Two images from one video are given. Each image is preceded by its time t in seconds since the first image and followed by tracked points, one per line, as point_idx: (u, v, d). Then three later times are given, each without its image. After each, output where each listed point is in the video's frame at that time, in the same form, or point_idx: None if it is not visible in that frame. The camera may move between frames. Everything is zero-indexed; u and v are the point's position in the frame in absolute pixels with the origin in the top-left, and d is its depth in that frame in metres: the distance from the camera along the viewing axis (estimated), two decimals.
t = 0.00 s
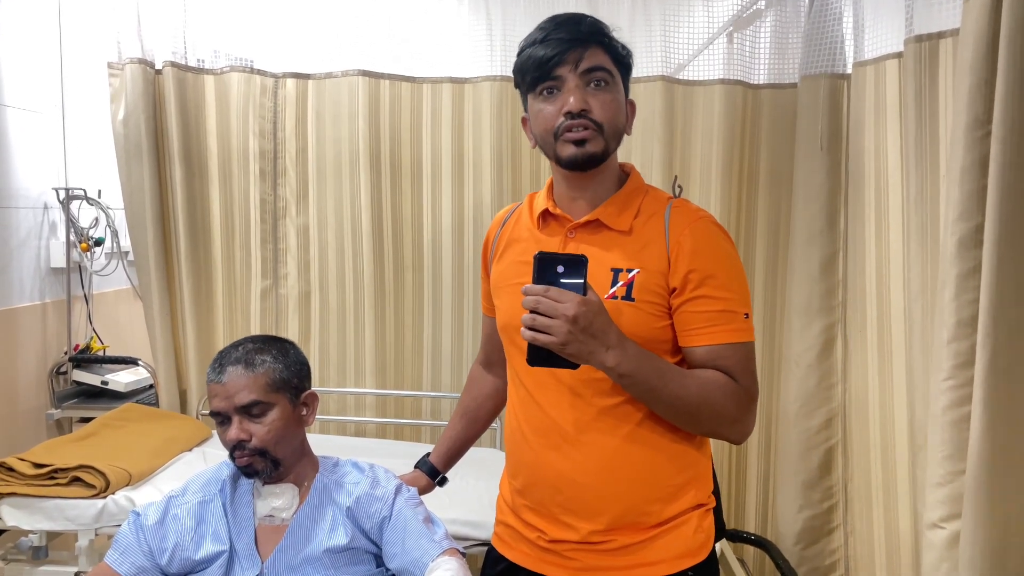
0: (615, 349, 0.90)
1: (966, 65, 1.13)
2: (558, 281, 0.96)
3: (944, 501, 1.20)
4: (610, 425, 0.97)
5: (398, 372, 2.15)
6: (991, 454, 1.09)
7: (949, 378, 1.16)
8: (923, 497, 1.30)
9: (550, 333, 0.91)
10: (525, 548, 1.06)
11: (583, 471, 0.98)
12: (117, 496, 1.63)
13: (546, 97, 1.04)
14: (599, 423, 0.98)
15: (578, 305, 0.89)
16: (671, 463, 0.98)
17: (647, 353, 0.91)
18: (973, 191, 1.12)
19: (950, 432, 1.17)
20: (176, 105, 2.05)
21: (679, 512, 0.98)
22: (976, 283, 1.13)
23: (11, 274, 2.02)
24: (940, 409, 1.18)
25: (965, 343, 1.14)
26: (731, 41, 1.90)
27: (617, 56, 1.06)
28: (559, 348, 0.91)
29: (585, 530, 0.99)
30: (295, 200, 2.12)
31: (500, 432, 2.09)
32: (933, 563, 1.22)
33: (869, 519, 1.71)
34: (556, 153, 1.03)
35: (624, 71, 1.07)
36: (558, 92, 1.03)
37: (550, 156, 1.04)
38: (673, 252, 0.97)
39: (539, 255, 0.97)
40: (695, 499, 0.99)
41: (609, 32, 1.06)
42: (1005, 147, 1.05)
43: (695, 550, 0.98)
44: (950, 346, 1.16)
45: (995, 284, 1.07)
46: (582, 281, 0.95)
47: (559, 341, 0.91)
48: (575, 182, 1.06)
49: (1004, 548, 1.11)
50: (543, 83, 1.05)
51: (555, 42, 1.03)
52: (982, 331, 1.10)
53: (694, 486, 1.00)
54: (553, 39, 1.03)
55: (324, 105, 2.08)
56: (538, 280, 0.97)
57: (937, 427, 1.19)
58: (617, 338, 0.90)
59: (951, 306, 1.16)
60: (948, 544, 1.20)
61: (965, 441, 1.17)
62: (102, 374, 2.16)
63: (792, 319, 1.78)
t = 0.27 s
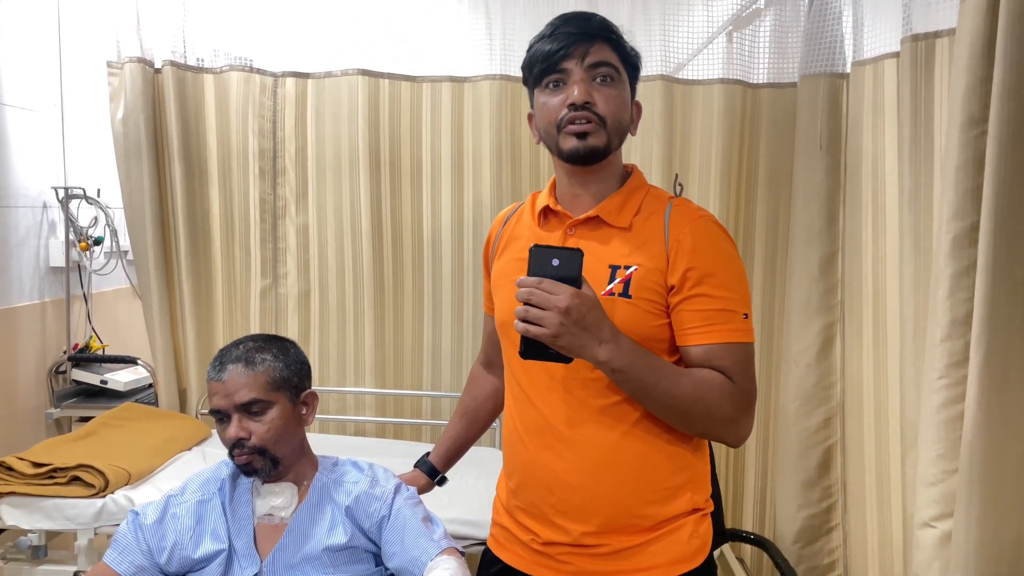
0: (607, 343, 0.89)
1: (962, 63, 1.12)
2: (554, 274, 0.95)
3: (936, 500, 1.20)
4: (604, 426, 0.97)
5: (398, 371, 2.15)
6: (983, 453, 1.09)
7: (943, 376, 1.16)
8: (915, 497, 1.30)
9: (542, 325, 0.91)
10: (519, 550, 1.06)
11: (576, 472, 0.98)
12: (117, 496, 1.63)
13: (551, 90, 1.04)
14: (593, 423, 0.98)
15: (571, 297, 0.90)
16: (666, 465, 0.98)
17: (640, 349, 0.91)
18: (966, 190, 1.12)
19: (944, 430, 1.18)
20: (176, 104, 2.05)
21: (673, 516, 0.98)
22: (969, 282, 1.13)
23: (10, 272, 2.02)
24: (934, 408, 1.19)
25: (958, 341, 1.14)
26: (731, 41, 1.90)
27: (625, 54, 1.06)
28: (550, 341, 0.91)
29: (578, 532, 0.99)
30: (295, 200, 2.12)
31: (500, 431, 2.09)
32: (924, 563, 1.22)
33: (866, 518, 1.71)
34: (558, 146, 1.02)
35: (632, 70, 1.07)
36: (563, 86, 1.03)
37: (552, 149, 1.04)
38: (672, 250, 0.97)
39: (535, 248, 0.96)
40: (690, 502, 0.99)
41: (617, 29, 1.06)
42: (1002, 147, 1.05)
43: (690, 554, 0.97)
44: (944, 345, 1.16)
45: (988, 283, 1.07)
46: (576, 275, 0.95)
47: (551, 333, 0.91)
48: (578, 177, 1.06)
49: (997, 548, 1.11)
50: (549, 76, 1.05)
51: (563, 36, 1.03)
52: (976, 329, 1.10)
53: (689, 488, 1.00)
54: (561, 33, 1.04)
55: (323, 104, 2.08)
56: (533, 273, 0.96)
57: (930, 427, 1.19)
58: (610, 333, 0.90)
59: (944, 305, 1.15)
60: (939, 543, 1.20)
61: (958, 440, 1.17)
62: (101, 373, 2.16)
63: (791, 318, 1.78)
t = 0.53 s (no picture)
0: (604, 341, 0.89)
1: (960, 62, 1.12)
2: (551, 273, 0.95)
3: (928, 500, 1.21)
4: (603, 425, 0.97)
5: (398, 370, 2.15)
6: (978, 454, 1.09)
7: (937, 376, 1.17)
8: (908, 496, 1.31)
9: (539, 323, 0.91)
10: (517, 549, 1.06)
11: (575, 472, 0.98)
12: (116, 495, 1.63)
13: (552, 87, 1.04)
14: (592, 422, 0.98)
15: (567, 295, 0.89)
16: (665, 465, 0.97)
17: (637, 348, 0.91)
18: (962, 190, 1.12)
19: (937, 430, 1.18)
20: (175, 103, 2.05)
21: (672, 516, 0.98)
22: (964, 281, 1.13)
23: (9, 272, 2.01)
24: (928, 407, 1.19)
25: (952, 340, 1.15)
26: (731, 40, 1.90)
27: (626, 52, 1.06)
28: (547, 339, 0.91)
29: (576, 532, 0.99)
30: (294, 199, 2.12)
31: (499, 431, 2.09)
32: (917, 562, 1.24)
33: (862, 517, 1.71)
34: (558, 143, 1.02)
35: (633, 67, 1.07)
36: (563, 83, 1.03)
37: (552, 146, 1.04)
38: (671, 247, 0.97)
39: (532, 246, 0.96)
40: (689, 502, 0.99)
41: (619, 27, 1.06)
42: (999, 146, 1.05)
43: (688, 554, 0.97)
44: (938, 344, 1.16)
45: (985, 283, 1.07)
46: (573, 273, 0.94)
47: (547, 331, 0.90)
48: (578, 173, 1.06)
49: (991, 547, 1.11)
50: (550, 73, 1.05)
51: (563, 32, 1.03)
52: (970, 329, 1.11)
53: (688, 488, 1.00)
54: (562, 30, 1.04)
55: (322, 103, 2.08)
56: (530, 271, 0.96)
57: (923, 427, 1.20)
58: (606, 331, 0.90)
59: (939, 305, 1.16)
60: (932, 542, 1.22)
61: (951, 440, 1.18)
62: (100, 372, 2.16)
63: (790, 317, 1.79)
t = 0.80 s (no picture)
0: (608, 347, 0.89)
1: (957, 61, 1.12)
2: (556, 278, 0.95)
3: (923, 500, 1.22)
4: (607, 425, 0.97)
5: (398, 370, 2.15)
6: (974, 454, 1.09)
7: (933, 375, 1.17)
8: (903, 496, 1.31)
9: (543, 329, 0.91)
10: (521, 548, 1.06)
11: (579, 471, 0.98)
12: (116, 495, 1.63)
13: (550, 94, 1.04)
14: (596, 423, 0.98)
15: (571, 301, 0.89)
16: (668, 465, 0.98)
17: (641, 352, 0.91)
18: (960, 189, 1.12)
19: (933, 429, 1.19)
20: (175, 102, 2.05)
21: (675, 515, 0.98)
22: (960, 281, 1.13)
23: (9, 271, 2.01)
24: (923, 406, 1.20)
25: (949, 340, 1.15)
26: (730, 40, 1.91)
27: (620, 52, 1.06)
28: (551, 345, 0.91)
29: (581, 531, 0.99)
30: (295, 198, 2.12)
31: (499, 430, 2.09)
32: (910, 561, 1.24)
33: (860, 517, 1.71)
34: (561, 151, 1.03)
35: (628, 67, 1.07)
36: (561, 89, 1.03)
37: (554, 154, 1.04)
38: (673, 250, 0.97)
39: (534, 251, 0.96)
40: (692, 501, 0.99)
41: (612, 27, 1.06)
42: (996, 146, 1.05)
43: (692, 552, 0.98)
44: (934, 344, 1.16)
45: (982, 283, 1.07)
46: (577, 278, 0.95)
47: (551, 337, 0.91)
48: (578, 177, 1.06)
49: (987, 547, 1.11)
50: (547, 80, 1.04)
51: (559, 38, 1.03)
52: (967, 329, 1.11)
53: (691, 488, 1.00)
54: (557, 35, 1.03)
55: (322, 102, 2.08)
56: (533, 276, 0.96)
57: (918, 426, 1.21)
58: (610, 337, 0.90)
59: (935, 305, 1.16)
60: (926, 542, 1.22)
61: (946, 439, 1.18)
62: (100, 372, 2.16)
63: (789, 317, 1.79)
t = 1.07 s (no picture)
0: (617, 349, 0.90)
1: (958, 62, 1.12)
2: (564, 281, 0.95)
3: (920, 500, 1.22)
4: (612, 424, 0.97)
5: (398, 370, 2.15)
6: (973, 454, 1.09)
7: (931, 375, 1.17)
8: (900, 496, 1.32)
9: (552, 333, 0.91)
10: (527, 545, 1.06)
11: (585, 469, 0.98)
12: (116, 494, 1.63)
13: (551, 98, 1.04)
14: (601, 421, 0.98)
15: (580, 305, 0.89)
16: (673, 462, 0.98)
17: (649, 353, 0.91)
18: (960, 189, 1.12)
19: (931, 429, 1.19)
20: (176, 102, 2.05)
21: (681, 512, 0.98)
22: (960, 281, 1.13)
23: (9, 271, 2.01)
24: (921, 406, 1.20)
25: (947, 340, 1.15)
26: (731, 40, 1.91)
27: (621, 55, 1.06)
28: (560, 349, 0.91)
29: (587, 528, 0.99)
30: (295, 198, 2.12)
31: (499, 430, 2.09)
32: (907, 561, 1.25)
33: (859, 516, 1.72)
34: (563, 154, 1.03)
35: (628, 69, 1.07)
36: (563, 93, 1.03)
37: (556, 157, 1.04)
38: (677, 251, 0.97)
39: (541, 256, 0.96)
40: (696, 498, 0.99)
41: (612, 29, 1.06)
42: (996, 147, 1.05)
43: (696, 548, 0.98)
44: (933, 344, 1.17)
45: (983, 283, 1.07)
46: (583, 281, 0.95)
47: (561, 341, 0.91)
48: (580, 180, 1.06)
49: (986, 547, 1.11)
50: (548, 83, 1.04)
51: (560, 41, 1.02)
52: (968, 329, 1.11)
53: (695, 485, 1.00)
54: (558, 38, 1.03)
55: (323, 102, 2.08)
56: (540, 281, 0.97)
57: (916, 427, 1.21)
58: (619, 339, 0.90)
59: (934, 304, 1.16)
60: (924, 542, 1.22)
61: (945, 439, 1.18)
62: (101, 372, 2.16)
63: (789, 317, 1.79)
